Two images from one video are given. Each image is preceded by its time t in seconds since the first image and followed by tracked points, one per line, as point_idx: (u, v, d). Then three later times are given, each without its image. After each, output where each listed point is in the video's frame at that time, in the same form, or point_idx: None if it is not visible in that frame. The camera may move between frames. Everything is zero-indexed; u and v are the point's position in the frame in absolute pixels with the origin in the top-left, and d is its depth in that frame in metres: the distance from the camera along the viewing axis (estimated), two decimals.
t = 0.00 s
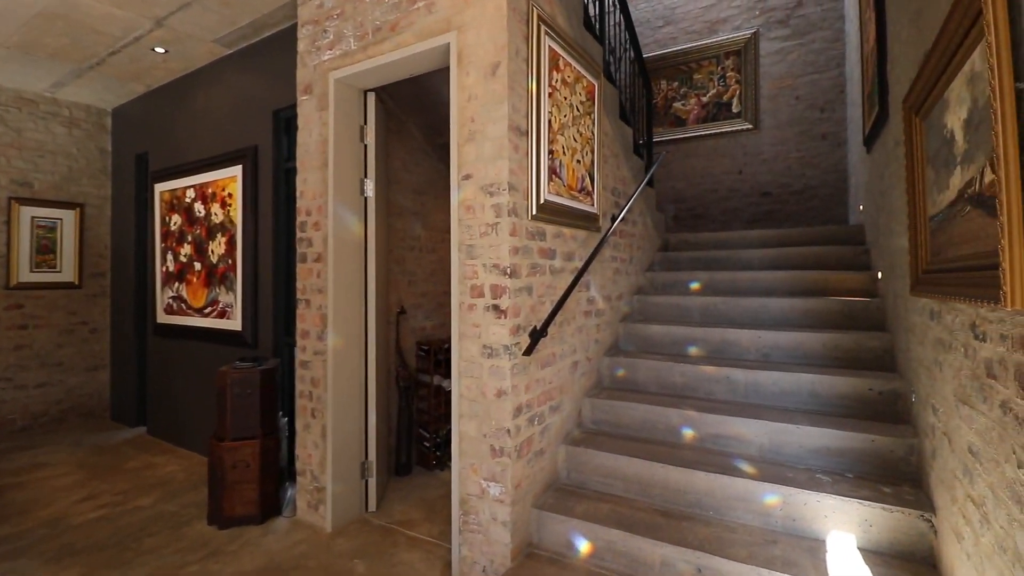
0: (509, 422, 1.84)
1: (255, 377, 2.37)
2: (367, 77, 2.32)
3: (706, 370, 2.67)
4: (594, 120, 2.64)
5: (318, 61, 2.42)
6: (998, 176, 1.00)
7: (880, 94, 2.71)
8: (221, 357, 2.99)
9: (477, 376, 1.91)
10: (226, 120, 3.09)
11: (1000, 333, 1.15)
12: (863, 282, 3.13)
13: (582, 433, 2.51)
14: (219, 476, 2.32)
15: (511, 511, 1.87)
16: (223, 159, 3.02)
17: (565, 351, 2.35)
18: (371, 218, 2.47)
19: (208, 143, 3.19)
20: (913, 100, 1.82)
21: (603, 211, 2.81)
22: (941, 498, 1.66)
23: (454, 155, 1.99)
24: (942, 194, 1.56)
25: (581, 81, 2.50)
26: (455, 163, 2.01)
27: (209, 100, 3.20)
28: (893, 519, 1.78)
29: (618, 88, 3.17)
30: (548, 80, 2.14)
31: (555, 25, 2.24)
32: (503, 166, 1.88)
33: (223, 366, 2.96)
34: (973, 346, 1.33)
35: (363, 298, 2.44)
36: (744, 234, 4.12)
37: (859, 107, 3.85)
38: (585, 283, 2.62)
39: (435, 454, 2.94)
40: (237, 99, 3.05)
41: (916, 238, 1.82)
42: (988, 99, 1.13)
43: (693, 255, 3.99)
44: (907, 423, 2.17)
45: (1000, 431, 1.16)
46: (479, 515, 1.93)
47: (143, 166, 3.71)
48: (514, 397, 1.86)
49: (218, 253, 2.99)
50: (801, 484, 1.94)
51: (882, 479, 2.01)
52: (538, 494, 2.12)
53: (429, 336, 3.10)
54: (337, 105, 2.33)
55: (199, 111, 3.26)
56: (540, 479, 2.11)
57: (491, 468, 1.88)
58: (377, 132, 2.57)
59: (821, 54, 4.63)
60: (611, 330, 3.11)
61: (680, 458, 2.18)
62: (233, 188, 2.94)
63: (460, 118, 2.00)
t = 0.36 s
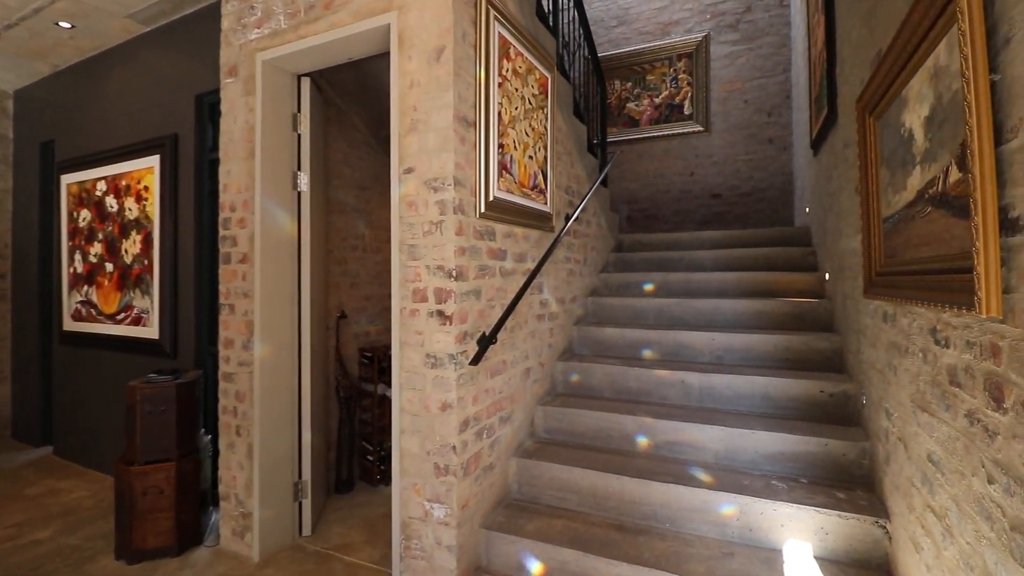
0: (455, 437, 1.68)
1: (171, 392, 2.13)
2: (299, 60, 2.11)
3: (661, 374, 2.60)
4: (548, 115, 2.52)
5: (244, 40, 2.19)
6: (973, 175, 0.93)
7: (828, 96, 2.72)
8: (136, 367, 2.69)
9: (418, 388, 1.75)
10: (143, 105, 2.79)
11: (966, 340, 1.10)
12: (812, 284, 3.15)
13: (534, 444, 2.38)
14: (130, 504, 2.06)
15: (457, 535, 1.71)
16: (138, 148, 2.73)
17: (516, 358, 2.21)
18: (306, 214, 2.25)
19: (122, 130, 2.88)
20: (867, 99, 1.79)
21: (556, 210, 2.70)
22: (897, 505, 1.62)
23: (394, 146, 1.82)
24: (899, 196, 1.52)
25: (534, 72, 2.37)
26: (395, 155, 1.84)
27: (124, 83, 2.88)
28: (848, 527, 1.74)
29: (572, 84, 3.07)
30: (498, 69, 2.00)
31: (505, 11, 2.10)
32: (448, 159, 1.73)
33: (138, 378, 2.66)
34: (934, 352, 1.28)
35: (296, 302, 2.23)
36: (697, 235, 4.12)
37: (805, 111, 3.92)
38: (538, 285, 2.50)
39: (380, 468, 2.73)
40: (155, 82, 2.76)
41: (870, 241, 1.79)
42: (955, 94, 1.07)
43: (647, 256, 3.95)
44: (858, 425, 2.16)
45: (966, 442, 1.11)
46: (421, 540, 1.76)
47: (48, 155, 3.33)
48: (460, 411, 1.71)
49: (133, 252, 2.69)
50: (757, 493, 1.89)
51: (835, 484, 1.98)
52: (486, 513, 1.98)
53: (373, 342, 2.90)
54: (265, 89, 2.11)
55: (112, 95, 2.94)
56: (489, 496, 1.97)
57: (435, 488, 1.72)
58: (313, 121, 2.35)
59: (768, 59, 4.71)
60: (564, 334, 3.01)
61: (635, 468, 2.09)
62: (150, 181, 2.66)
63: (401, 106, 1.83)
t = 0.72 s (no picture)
0: (396, 457, 1.52)
1: (70, 411, 1.85)
2: (223, 37, 1.89)
3: (617, 380, 2.51)
4: (500, 107, 2.39)
5: (159, 13, 1.95)
6: (953, 175, 0.86)
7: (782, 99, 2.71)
8: (41, 382, 2.39)
9: (356, 403, 1.58)
10: (44, 84, 2.47)
11: (936, 349, 1.04)
12: (764, 286, 3.16)
13: (486, 457, 2.24)
14: (21, 540, 1.81)
15: (398, 565, 1.55)
16: (38, 132, 2.41)
17: (466, 366, 2.07)
18: (232, 210, 2.03)
19: (20, 112, 2.54)
20: (825, 99, 1.74)
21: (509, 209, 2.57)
22: (856, 515, 1.58)
23: (328, 134, 1.64)
24: (859, 198, 1.47)
25: (486, 62, 2.23)
26: (330, 144, 1.66)
27: (23, 58, 2.55)
28: (807, 537, 1.69)
29: (526, 78, 2.95)
30: (446, 54, 1.85)
31: None
32: (388, 150, 1.57)
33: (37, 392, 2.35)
34: (899, 361, 1.23)
35: (220, 307, 2.00)
36: (652, 236, 4.09)
37: (756, 115, 3.96)
38: (490, 287, 2.36)
39: (319, 485, 2.50)
40: (59, 58, 2.44)
41: (827, 244, 1.75)
42: (928, 89, 1.01)
43: (602, 258, 3.89)
44: (813, 430, 2.14)
45: (936, 456, 1.05)
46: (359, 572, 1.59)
47: None
48: (402, 427, 1.55)
49: (32, 250, 2.38)
50: (717, 504, 1.82)
51: (792, 490, 1.95)
52: (433, 536, 1.83)
53: (313, 348, 2.69)
54: (184, 68, 1.88)
55: (10, 73, 2.60)
56: (436, 517, 1.81)
57: (374, 514, 1.56)
58: (241, 106, 2.13)
59: (720, 63, 4.74)
60: (518, 338, 2.88)
61: (591, 482, 1.99)
62: (51, 169, 2.35)
63: (336, 91, 1.65)
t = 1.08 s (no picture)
0: (341, 483, 1.38)
1: None
2: (143, 12, 1.68)
3: (579, 387, 2.43)
4: (457, 102, 2.26)
5: None
6: (942, 178, 0.81)
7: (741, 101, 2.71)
8: None
9: (296, 424, 1.42)
10: None
11: (915, 361, 0.99)
12: (723, 289, 3.16)
13: (442, 474, 2.11)
14: None
15: None
16: None
17: (421, 376, 1.93)
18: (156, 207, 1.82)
19: None
20: (789, 100, 1.71)
21: (467, 209, 2.45)
22: (823, 526, 1.54)
23: (263, 123, 1.47)
24: (827, 202, 1.43)
25: (441, 52, 2.10)
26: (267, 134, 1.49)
27: None
28: (774, 549, 1.65)
29: (485, 72, 2.84)
30: (398, 41, 1.71)
31: None
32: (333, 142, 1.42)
33: None
34: (871, 372, 1.19)
35: (143, 314, 1.79)
36: (612, 238, 4.05)
37: (714, 118, 3.98)
38: (447, 291, 2.23)
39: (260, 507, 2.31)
40: None
41: (792, 248, 1.71)
42: (908, 88, 0.96)
43: (563, 260, 3.82)
44: (774, 435, 2.12)
45: (915, 474, 1.00)
46: None
47: None
48: (347, 449, 1.41)
49: None
50: (682, 518, 1.75)
51: (755, 499, 1.91)
52: (383, 563, 1.68)
53: (253, 358, 2.48)
54: (97, 47, 1.66)
55: None
56: (388, 543, 1.67)
57: (316, 546, 1.41)
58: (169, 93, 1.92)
59: (678, 66, 4.77)
60: (476, 346, 2.77)
61: (553, 497, 1.89)
62: None
63: (273, 76, 1.48)
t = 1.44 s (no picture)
0: (283, 515, 1.23)
1: None
2: None
3: (543, 396, 2.34)
4: (415, 95, 2.13)
5: None
6: (942, 185, 0.75)
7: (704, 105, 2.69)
8: None
9: (231, 450, 1.26)
10: None
11: (901, 376, 0.95)
12: (684, 292, 3.15)
13: (398, 493, 1.98)
14: None
15: None
16: None
17: (375, 389, 1.79)
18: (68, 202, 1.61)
19: None
20: (758, 102, 1.68)
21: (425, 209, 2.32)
22: (794, 538, 1.51)
23: (192, 110, 1.30)
24: (799, 207, 1.39)
25: (398, 41, 1.96)
26: (197, 123, 1.32)
27: None
28: (744, 562, 1.60)
29: (444, 66, 2.71)
30: (349, 25, 1.57)
31: None
32: (274, 133, 1.27)
33: None
34: (850, 383, 1.14)
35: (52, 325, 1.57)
36: (574, 240, 4.00)
37: (674, 122, 3.99)
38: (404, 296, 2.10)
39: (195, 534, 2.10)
40: None
41: (760, 253, 1.68)
42: (896, 90, 0.91)
43: (524, 262, 3.73)
44: (739, 442, 2.09)
45: (901, 493, 0.96)
46: None
47: None
48: (291, 476, 1.26)
49: None
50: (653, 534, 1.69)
51: (723, 510, 1.87)
52: None
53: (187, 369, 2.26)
54: None
55: None
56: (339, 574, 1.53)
57: None
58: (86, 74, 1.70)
59: (638, 69, 4.77)
60: (434, 353, 2.63)
61: (517, 515, 1.79)
62: None
63: (205, 57, 1.32)
